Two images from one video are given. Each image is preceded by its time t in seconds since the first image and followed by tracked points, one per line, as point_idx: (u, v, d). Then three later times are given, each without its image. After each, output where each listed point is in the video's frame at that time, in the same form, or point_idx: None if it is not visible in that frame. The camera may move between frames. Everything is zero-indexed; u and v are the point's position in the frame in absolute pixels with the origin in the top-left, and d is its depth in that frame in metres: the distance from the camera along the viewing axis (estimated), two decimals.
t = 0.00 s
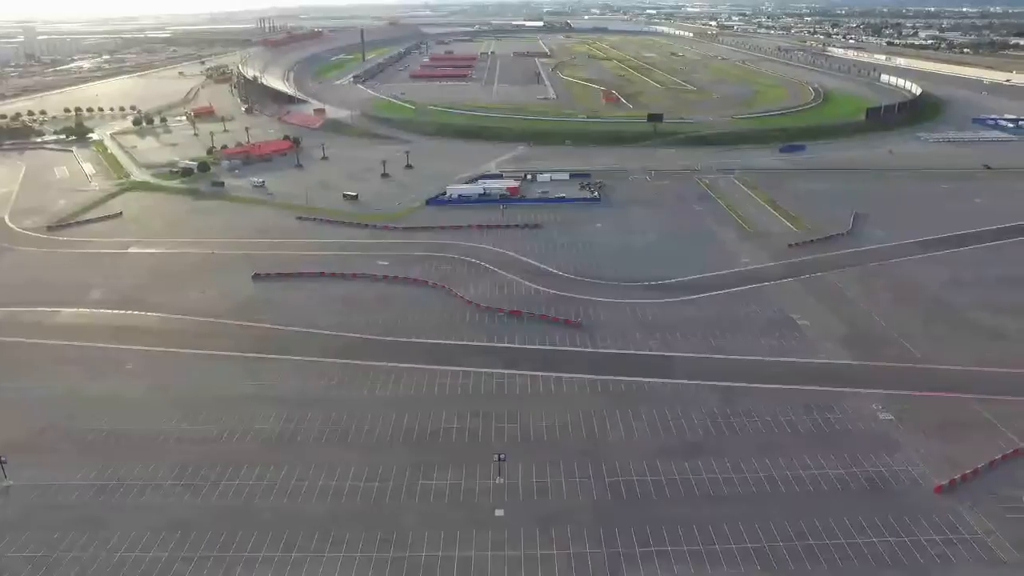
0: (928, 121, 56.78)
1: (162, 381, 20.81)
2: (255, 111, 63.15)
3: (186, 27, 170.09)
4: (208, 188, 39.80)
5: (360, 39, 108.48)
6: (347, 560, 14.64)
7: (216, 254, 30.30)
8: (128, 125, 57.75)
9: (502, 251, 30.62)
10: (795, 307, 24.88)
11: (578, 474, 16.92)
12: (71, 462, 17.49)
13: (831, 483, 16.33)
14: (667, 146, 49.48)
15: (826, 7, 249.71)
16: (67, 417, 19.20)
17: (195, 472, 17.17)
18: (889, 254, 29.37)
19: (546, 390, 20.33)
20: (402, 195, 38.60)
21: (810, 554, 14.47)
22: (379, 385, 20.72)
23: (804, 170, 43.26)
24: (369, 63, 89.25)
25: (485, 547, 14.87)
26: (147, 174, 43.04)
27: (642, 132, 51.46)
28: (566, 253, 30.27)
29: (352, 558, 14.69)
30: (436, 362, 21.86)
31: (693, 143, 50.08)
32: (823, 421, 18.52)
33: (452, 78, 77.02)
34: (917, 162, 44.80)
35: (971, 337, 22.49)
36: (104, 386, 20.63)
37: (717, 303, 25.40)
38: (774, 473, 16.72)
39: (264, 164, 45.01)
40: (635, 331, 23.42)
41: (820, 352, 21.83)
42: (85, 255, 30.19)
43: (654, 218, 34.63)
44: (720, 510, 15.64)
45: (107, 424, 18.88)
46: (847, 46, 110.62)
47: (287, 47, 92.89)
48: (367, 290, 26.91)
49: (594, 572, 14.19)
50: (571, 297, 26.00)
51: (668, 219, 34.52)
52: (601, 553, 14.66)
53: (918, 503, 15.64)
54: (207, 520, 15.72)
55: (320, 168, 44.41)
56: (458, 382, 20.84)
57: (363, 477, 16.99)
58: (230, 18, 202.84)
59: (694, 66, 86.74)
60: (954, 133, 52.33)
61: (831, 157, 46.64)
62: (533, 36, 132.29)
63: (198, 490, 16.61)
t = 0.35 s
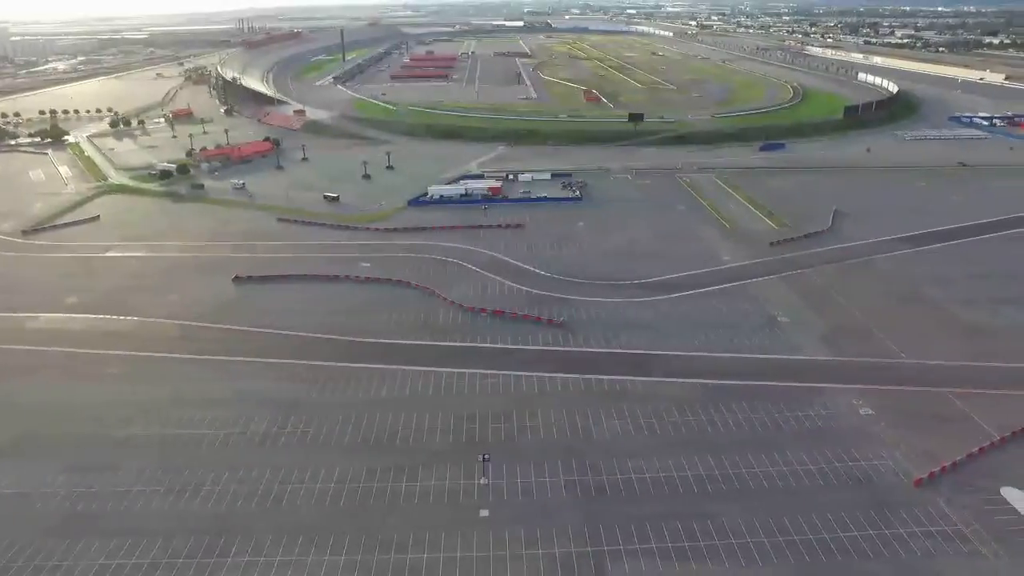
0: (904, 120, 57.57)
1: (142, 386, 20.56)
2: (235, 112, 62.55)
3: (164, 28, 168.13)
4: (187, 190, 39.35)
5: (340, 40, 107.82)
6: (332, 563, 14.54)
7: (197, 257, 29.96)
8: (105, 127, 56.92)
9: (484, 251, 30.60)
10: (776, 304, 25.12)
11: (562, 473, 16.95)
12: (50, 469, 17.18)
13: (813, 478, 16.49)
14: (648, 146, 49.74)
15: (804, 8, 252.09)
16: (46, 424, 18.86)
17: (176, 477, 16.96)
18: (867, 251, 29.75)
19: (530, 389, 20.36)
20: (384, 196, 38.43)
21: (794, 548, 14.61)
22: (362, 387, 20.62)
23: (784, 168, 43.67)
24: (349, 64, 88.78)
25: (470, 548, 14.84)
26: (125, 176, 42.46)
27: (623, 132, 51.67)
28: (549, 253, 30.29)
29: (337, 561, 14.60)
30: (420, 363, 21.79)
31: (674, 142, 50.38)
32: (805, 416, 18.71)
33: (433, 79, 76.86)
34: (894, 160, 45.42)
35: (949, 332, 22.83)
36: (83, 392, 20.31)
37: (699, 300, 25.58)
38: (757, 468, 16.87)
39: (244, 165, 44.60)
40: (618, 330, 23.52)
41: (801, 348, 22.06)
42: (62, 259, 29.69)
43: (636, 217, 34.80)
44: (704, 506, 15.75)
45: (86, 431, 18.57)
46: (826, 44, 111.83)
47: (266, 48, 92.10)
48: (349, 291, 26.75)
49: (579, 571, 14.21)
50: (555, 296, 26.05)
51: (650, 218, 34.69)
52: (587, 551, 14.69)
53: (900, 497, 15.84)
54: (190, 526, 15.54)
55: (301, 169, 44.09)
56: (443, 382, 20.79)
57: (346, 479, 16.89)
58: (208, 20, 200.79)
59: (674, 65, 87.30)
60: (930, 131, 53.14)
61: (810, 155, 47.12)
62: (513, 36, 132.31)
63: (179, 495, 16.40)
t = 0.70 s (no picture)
0: (876, 117, 58.47)
1: (118, 393, 20.21)
2: (209, 114, 61.68)
3: (135, 29, 165.56)
4: (162, 194, 38.79)
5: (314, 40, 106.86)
6: (314, 568, 14.41)
7: (174, 261, 29.54)
8: (76, 130, 55.92)
9: (464, 251, 30.55)
10: (754, 301, 25.36)
11: (545, 472, 16.97)
12: (25, 479, 16.84)
13: (793, 473, 16.68)
14: (626, 145, 50.00)
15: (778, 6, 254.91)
16: (20, 432, 18.48)
17: (154, 485, 16.69)
18: (843, 247, 30.19)
19: (512, 389, 20.35)
20: (361, 197, 38.20)
21: (774, 542, 14.76)
22: (341, 390, 20.46)
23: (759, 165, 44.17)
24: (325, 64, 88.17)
25: (454, 549, 14.80)
26: (97, 180, 41.74)
27: (601, 131, 51.89)
28: (528, 252, 30.33)
29: (319, 566, 14.48)
30: (401, 365, 21.68)
31: (651, 141, 50.69)
32: (783, 412, 18.94)
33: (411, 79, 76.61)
34: (867, 157, 46.14)
35: (923, 326, 23.24)
36: (58, 399, 19.93)
37: (678, 299, 25.74)
38: (737, 464, 17.03)
39: (220, 168, 44.08)
40: (598, 329, 23.61)
41: (779, 344, 22.32)
42: (34, 264, 29.11)
43: (615, 216, 34.97)
44: (685, 503, 15.87)
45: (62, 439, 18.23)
46: (799, 43, 113.27)
47: (240, 49, 91.00)
48: (328, 294, 26.54)
49: (563, 570, 14.24)
50: (535, 296, 26.07)
51: (629, 217, 34.88)
52: (570, 550, 14.73)
53: (878, 490, 16.08)
54: (168, 534, 15.31)
55: (278, 171, 43.68)
56: (424, 384, 20.71)
57: (328, 483, 16.76)
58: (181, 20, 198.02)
59: (650, 65, 87.86)
60: (901, 128, 54.08)
61: (785, 153, 47.69)
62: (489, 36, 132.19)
63: (157, 502, 16.16)
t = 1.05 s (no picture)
0: (849, 115, 59.37)
1: (94, 399, 19.90)
2: (183, 115, 60.86)
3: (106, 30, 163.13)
4: (136, 197, 38.20)
5: (289, 41, 105.96)
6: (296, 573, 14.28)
7: (149, 265, 29.10)
8: (46, 133, 54.89)
9: (443, 252, 30.49)
10: (731, 298, 25.62)
11: (527, 472, 16.98)
12: None
13: (772, 469, 16.85)
14: (604, 144, 50.25)
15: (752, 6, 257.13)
16: None
17: (130, 492, 16.43)
18: (818, 244, 30.61)
19: (491, 389, 20.37)
20: (338, 198, 37.96)
21: (756, 537, 14.89)
22: (321, 393, 20.31)
23: (735, 163, 44.66)
24: (301, 65, 87.49)
25: (437, 551, 14.76)
26: (69, 184, 40.98)
27: (578, 130, 52.09)
28: (506, 252, 30.35)
29: (301, 571, 14.34)
30: (380, 366, 21.58)
31: (629, 140, 50.98)
32: (761, 408, 19.15)
33: (387, 80, 76.30)
34: (839, 154, 46.82)
35: (897, 321, 23.64)
36: (33, 407, 19.55)
37: (656, 296, 25.93)
38: (717, 461, 17.17)
39: (194, 170, 43.52)
40: (578, 327, 23.69)
41: (756, 340, 22.56)
42: (5, 270, 28.51)
43: (593, 215, 35.12)
44: (666, 500, 15.97)
45: (36, 447, 17.89)
46: (773, 42, 114.61)
47: (214, 51, 90.03)
48: (305, 296, 26.30)
49: (546, 569, 14.24)
50: (514, 296, 26.10)
51: (607, 216, 35.04)
52: (553, 550, 14.72)
53: (855, 483, 16.33)
54: (146, 542, 15.06)
55: (253, 173, 43.27)
56: (403, 385, 20.62)
57: (308, 487, 16.62)
58: (153, 22, 195.18)
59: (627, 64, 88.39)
60: (874, 125, 54.94)
61: (759, 150, 48.24)
62: (466, 35, 131.96)
63: (135, 510, 15.90)
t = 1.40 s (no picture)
0: (817, 112, 60.30)
1: (64, 409, 19.46)
2: (150, 118, 59.78)
3: (68, 32, 159.60)
4: (103, 202, 37.43)
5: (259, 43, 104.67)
6: None
7: (118, 271, 28.54)
8: (8, 137, 53.52)
9: (417, 253, 30.34)
10: (705, 295, 25.86)
11: (505, 472, 16.98)
12: None
13: (747, 463, 17.07)
14: (577, 143, 50.43)
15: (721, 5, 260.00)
16: None
17: (103, 502, 16.12)
18: (789, 240, 31.07)
19: (469, 390, 20.32)
20: (311, 201, 37.60)
21: (732, 531, 15.06)
22: (297, 397, 20.09)
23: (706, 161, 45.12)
24: (271, 67, 86.49)
25: (417, 553, 14.69)
26: (33, 189, 39.98)
27: (551, 129, 52.23)
28: (482, 252, 30.31)
29: None
30: (356, 369, 21.42)
31: (602, 139, 51.21)
32: (736, 403, 19.38)
33: (359, 81, 75.76)
34: (808, 151, 47.56)
35: (866, 314, 24.10)
36: None
37: (631, 295, 26.08)
38: (693, 457, 17.34)
39: (163, 174, 42.78)
40: (553, 327, 23.72)
41: (730, 337, 22.80)
42: None
43: (567, 214, 35.24)
44: (643, 497, 16.09)
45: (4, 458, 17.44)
46: (742, 41, 116.02)
47: (181, 53, 88.58)
48: (279, 300, 26.01)
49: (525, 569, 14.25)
50: (490, 296, 26.07)
51: (581, 215, 35.19)
52: (532, 549, 14.75)
53: (829, 475, 16.61)
54: (119, 552, 14.77)
55: (224, 176, 42.66)
56: (380, 388, 20.49)
57: (284, 492, 16.44)
58: (117, 23, 191.35)
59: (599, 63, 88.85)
60: (841, 123, 55.91)
61: (730, 148, 48.80)
62: (437, 36, 131.53)
63: (106, 519, 15.61)
